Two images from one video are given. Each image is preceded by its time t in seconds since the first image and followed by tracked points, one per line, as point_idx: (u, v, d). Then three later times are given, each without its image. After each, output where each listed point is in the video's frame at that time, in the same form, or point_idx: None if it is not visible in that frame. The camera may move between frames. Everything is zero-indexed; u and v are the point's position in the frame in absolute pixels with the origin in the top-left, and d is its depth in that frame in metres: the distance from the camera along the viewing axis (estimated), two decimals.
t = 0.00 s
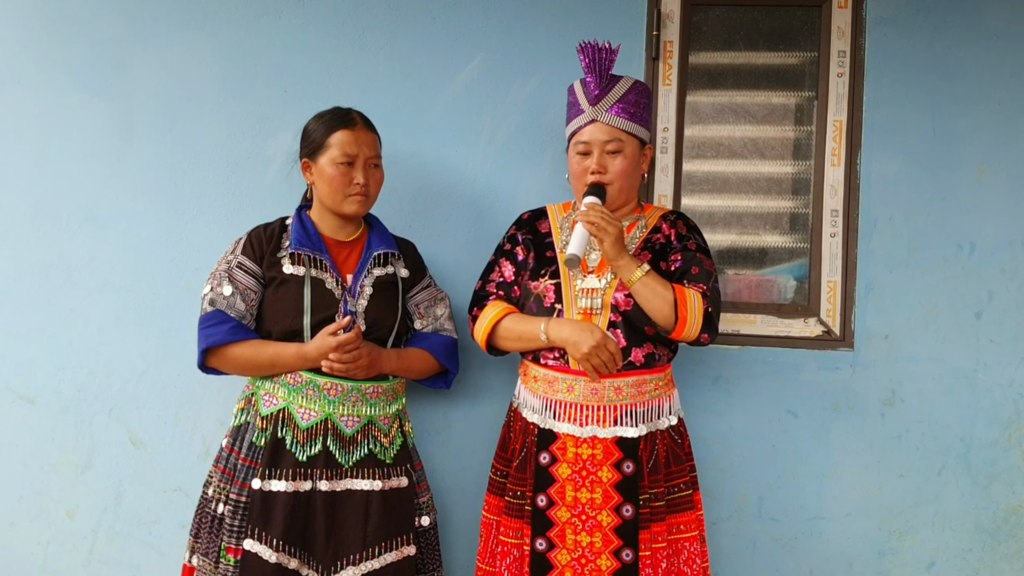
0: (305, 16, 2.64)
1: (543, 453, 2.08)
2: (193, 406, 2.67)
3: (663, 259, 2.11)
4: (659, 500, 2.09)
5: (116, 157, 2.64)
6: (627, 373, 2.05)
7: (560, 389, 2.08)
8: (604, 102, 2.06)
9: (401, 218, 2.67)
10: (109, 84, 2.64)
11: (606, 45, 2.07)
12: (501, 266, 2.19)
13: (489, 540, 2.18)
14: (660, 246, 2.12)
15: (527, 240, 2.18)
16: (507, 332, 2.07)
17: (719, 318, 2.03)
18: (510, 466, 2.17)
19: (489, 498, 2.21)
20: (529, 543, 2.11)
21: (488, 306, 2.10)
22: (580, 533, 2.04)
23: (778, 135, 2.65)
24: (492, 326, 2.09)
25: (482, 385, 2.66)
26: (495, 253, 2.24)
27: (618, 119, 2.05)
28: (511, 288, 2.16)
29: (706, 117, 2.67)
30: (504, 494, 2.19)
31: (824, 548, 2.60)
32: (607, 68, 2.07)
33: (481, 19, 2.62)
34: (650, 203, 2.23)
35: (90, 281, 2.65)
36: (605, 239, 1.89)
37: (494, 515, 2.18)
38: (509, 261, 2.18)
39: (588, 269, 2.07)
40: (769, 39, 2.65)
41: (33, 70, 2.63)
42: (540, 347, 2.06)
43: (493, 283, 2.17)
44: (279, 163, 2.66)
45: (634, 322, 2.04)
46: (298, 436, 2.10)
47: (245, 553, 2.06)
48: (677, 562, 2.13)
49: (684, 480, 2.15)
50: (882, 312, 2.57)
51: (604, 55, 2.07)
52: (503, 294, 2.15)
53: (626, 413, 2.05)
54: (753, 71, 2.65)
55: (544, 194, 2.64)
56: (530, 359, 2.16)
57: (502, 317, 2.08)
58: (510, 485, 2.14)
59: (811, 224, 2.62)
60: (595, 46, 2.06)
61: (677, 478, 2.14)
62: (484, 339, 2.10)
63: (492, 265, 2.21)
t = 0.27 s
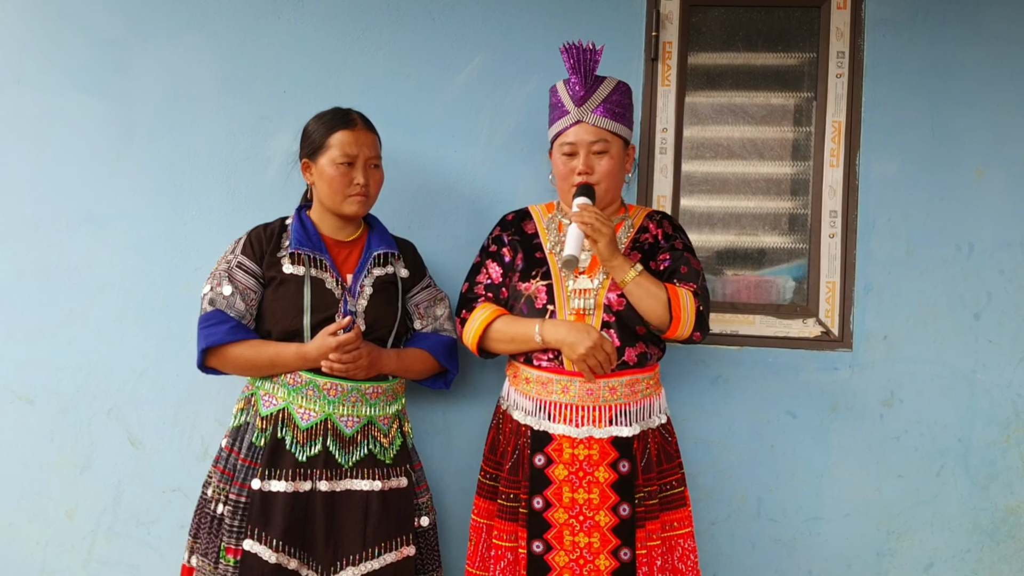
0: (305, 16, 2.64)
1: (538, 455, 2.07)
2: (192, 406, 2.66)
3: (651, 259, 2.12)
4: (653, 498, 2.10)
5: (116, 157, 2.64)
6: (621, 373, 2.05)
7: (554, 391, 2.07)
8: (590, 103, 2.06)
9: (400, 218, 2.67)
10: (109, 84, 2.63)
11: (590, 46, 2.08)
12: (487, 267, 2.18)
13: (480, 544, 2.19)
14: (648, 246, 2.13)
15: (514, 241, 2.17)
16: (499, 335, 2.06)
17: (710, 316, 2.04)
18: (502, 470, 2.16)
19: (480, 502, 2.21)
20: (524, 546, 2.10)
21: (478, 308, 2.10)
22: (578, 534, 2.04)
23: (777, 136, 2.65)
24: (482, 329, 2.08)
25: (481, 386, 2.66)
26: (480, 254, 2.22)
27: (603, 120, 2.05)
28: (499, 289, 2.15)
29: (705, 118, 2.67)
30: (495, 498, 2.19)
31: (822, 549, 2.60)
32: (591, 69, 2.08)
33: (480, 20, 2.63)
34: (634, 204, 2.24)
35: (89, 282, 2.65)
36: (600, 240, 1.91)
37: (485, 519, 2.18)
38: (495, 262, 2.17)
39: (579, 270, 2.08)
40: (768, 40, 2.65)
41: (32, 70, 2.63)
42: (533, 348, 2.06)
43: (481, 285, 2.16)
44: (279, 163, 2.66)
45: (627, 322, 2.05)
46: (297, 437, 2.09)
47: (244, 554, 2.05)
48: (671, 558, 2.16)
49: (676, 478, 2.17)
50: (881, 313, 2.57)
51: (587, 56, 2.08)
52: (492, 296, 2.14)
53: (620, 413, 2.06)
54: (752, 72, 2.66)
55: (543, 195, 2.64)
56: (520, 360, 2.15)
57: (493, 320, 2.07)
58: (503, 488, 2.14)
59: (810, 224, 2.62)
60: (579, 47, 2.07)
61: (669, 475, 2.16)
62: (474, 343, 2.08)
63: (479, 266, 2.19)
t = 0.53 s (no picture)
0: (304, 15, 2.63)
1: (534, 457, 2.06)
2: (191, 406, 2.66)
3: (643, 259, 2.13)
4: (648, 498, 2.11)
5: (115, 156, 2.63)
6: (616, 374, 2.06)
7: (549, 392, 2.06)
8: (581, 102, 2.05)
9: (399, 218, 2.66)
10: (107, 84, 2.63)
11: (581, 46, 2.07)
12: (478, 268, 2.15)
13: (471, 548, 2.16)
14: (640, 246, 2.14)
15: (505, 241, 2.15)
16: (492, 337, 2.03)
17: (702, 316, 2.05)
18: (495, 473, 2.14)
19: (472, 505, 2.19)
20: (519, 548, 2.09)
21: (470, 310, 2.07)
22: (575, 535, 2.03)
23: (777, 136, 2.65)
24: (475, 331, 2.05)
25: (480, 386, 2.65)
26: (470, 254, 2.20)
27: (594, 119, 2.05)
28: (491, 290, 2.13)
29: (705, 118, 2.67)
30: (487, 501, 2.18)
31: (822, 550, 2.60)
32: (582, 69, 2.06)
33: (480, 19, 2.62)
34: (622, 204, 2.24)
35: (88, 282, 2.64)
36: (596, 241, 1.89)
37: (477, 523, 2.16)
38: (486, 263, 2.15)
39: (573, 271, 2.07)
40: (768, 40, 2.65)
41: (31, 69, 2.62)
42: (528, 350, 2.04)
43: (472, 286, 2.14)
44: (278, 163, 2.65)
45: (620, 323, 2.06)
46: (298, 437, 2.09)
47: (244, 555, 2.05)
48: (667, 558, 2.15)
49: (670, 477, 2.18)
50: (881, 313, 2.57)
51: (578, 55, 2.07)
52: (484, 297, 2.12)
53: (615, 414, 2.06)
54: (752, 72, 2.66)
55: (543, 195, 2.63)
56: (512, 362, 2.13)
57: (487, 322, 2.04)
58: (496, 491, 2.12)
59: (810, 225, 2.62)
60: (569, 46, 2.06)
61: (663, 474, 2.16)
62: (467, 345, 2.06)
63: (469, 267, 2.17)
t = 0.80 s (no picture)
0: (304, 15, 2.63)
1: (532, 459, 2.05)
2: (191, 407, 2.65)
3: (640, 260, 2.12)
4: (646, 499, 2.10)
5: (114, 156, 2.62)
6: (613, 375, 2.06)
7: (547, 394, 2.05)
8: (576, 102, 2.05)
9: (399, 218, 2.66)
10: (106, 84, 2.62)
11: (576, 45, 2.07)
12: (474, 269, 2.15)
13: (468, 550, 2.18)
14: (637, 247, 2.13)
15: (501, 242, 2.15)
16: (489, 338, 2.03)
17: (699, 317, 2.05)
18: (492, 474, 2.14)
19: (468, 507, 2.19)
20: (517, 550, 2.09)
21: (467, 311, 2.07)
22: (573, 537, 2.03)
23: (777, 137, 2.65)
24: (472, 332, 2.05)
25: (480, 387, 2.65)
26: (465, 255, 2.19)
27: (590, 119, 2.04)
28: (487, 292, 2.13)
29: (705, 118, 2.66)
30: (484, 502, 2.17)
31: (823, 551, 2.60)
32: (578, 68, 2.06)
33: (480, 19, 2.62)
34: (618, 204, 2.23)
35: (88, 282, 2.63)
36: (593, 242, 1.89)
37: (473, 524, 2.16)
38: (482, 264, 2.15)
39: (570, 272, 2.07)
40: (768, 40, 2.64)
41: (29, 69, 2.61)
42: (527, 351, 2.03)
43: (468, 288, 2.13)
44: (278, 163, 2.64)
45: (617, 324, 2.05)
46: (297, 438, 2.08)
47: (243, 556, 2.04)
48: (665, 559, 2.15)
49: (667, 478, 2.18)
50: (882, 314, 2.57)
51: (573, 55, 2.06)
52: (480, 299, 2.11)
53: (613, 415, 2.06)
54: (752, 72, 2.65)
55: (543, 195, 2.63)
56: (509, 364, 2.13)
57: (482, 324, 2.04)
58: (493, 493, 2.12)
59: (811, 226, 2.62)
60: (564, 46, 2.05)
61: (660, 475, 2.16)
62: (464, 346, 2.06)
63: (464, 268, 2.17)
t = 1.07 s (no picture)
0: (304, 16, 2.63)
1: (532, 460, 2.06)
2: (190, 408, 2.65)
3: (641, 261, 2.12)
4: (646, 501, 2.10)
5: (114, 157, 2.62)
6: (614, 376, 2.06)
7: (547, 395, 2.06)
8: (579, 104, 2.05)
9: (399, 220, 2.66)
10: (106, 84, 2.62)
11: (578, 47, 2.07)
12: (476, 271, 2.16)
13: (469, 550, 2.18)
14: (638, 248, 2.13)
15: (503, 244, 2.15)
16: (490, 339, 2.03)
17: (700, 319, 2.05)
18: (493, 475, 2.14)
19: (469, 508, 2.19)
20: (517, 551, 2.09)
21: (468, 312, 2.07)
22: (573, 538, 2.03)
23: (777, 139, 2.65)
24: (473, 333, 2.05)
25: (480, 388, 2.65)
26: (467, 257, 2.20)
27: (592, 121, 2.04)
28: (488, 293, 2.14)
29: (704, 120, 2.67)
30: (485, 503, 2.18)
31: (822, 552, 2.60)
32: (580, 70, 2.06)
33: (480, 21, 2.62)
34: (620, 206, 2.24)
35: (88, 283, 2.63)
36: (593, 243, 1.89)
37: (474, 525, 2.16)
38: (483, 265, 2.16)
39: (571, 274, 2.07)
40: (768, 42, 2.65)
41: (29, 70, 2.61)
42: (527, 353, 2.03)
43: (469, 289, 2.14)
44: (278, 164, 2.64)
45: (618, 326, 2.05)
46: (297, 440, 2.08)
47: (243, 558, 2.04)
48: (665, 561, 2.15)
49: (668, 480, 2.18)
50: (881, 316, 2.57)
51: (576, 57, 2.06)
52: (481, 300, 2.12)
53: (613, 416, 2.06)
54: (752, 74, 2.65)
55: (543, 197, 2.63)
56: (510, 365, 2.13)
57: (483, 325, 2.04)
58: (494, 494, 2.12)
59: (810, 228, 2.62)
60: (567, 47, 2.05)
61: (661, 478, 2.16)
62: (464, 347, 2.06)
63: (466, 270, 2.18)
